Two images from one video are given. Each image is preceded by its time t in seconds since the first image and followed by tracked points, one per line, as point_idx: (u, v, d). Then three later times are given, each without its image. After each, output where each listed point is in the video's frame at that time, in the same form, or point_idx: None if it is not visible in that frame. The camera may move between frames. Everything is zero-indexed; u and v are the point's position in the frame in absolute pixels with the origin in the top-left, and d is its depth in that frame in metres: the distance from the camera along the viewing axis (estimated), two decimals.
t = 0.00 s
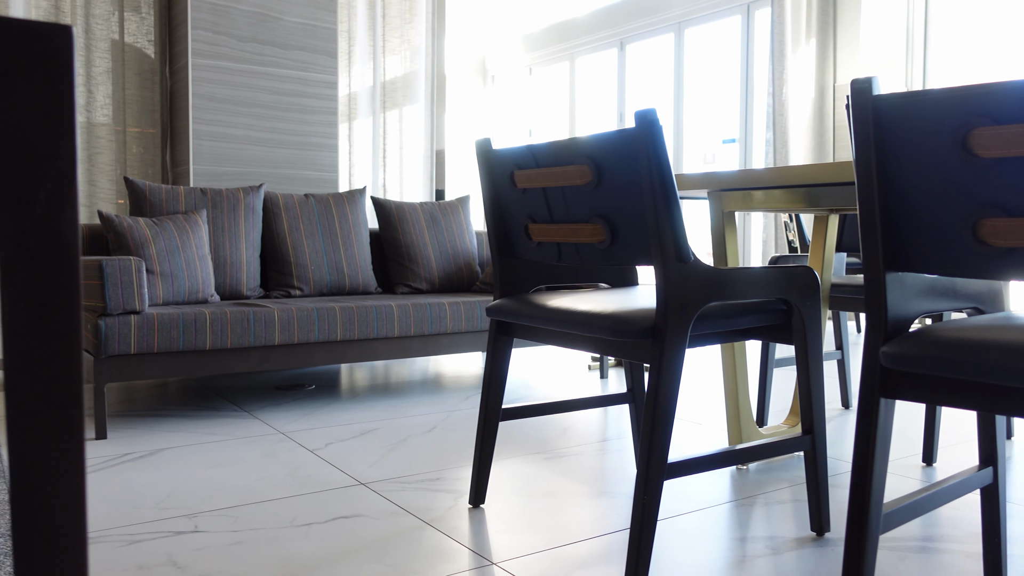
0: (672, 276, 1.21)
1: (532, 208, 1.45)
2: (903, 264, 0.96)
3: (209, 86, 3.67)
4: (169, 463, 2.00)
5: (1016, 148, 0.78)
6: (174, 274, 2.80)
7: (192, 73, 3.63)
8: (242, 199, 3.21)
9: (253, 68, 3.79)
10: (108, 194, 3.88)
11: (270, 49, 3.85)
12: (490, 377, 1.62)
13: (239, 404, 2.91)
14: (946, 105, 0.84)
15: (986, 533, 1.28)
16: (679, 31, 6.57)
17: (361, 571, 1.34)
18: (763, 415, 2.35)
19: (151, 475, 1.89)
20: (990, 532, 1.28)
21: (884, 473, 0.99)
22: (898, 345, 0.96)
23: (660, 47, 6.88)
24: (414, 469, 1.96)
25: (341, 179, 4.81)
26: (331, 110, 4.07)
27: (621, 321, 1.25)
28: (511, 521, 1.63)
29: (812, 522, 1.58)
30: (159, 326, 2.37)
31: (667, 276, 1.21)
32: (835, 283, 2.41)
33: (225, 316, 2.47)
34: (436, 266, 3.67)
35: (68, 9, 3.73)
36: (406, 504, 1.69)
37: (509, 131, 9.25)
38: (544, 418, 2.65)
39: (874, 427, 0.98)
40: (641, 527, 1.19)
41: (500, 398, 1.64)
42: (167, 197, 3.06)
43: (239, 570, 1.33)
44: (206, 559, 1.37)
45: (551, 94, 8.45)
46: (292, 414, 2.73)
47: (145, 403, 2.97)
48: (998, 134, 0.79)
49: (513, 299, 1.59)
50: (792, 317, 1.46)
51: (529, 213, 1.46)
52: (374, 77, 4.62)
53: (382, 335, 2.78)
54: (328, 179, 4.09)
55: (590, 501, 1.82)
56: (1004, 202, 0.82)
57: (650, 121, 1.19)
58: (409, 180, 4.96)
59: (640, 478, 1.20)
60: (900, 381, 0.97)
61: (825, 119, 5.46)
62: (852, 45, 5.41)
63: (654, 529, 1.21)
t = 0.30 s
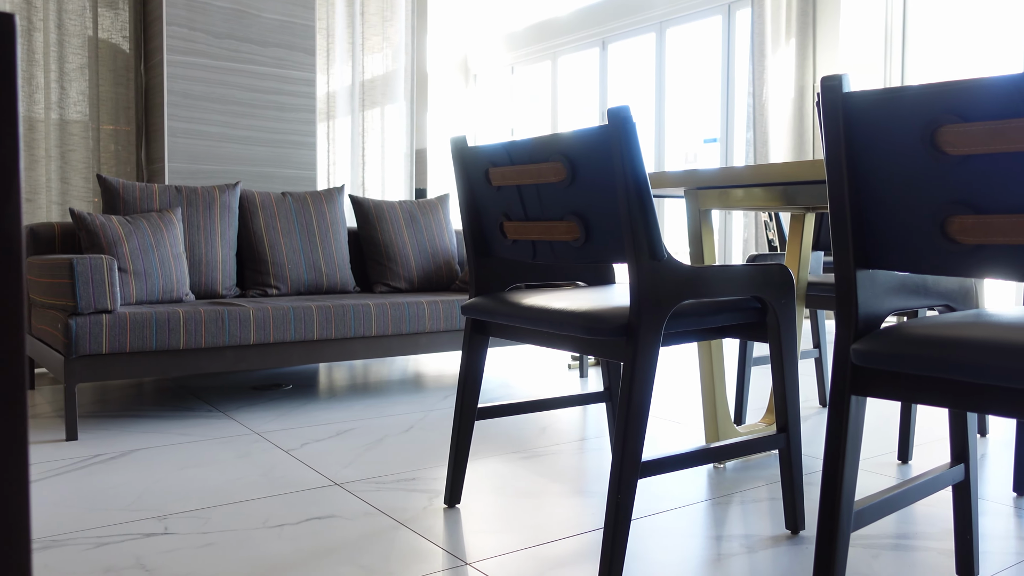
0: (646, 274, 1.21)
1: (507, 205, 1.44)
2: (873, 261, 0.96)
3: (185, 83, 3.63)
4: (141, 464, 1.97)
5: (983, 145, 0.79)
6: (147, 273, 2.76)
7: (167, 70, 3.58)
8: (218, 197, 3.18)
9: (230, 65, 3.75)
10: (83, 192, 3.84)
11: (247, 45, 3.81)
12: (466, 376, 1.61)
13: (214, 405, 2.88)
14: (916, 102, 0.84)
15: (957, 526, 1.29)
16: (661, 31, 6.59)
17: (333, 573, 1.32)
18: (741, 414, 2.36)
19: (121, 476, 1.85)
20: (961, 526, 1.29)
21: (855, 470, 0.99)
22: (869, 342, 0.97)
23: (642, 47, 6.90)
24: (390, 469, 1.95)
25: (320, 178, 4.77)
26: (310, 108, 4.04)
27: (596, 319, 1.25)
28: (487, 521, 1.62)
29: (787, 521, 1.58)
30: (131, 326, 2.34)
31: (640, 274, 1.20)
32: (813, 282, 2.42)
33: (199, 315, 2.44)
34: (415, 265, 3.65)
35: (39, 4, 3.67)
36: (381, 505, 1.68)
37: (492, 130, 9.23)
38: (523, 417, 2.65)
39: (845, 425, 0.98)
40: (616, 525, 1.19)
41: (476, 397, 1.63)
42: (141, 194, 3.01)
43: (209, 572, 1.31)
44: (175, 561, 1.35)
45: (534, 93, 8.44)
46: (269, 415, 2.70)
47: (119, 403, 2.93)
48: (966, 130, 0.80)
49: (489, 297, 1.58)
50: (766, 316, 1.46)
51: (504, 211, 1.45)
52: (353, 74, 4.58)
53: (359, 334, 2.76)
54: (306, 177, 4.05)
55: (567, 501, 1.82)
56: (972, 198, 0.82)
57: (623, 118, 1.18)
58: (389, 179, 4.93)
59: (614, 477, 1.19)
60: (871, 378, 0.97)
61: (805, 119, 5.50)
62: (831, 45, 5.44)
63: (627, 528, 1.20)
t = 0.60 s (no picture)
0: (626, 273, 1.19)
1: (487, 203, 1.42)
2: (852, 261, 0.95)
3: (166, 80, 3.58)
4: (115, 466, 1.93)
5: (963, 143, 0.78)
6: (126, 272, 2.72)
7: (147, 66, 3.54)
8: (199, 195, 3.14)
9: (212, 61, 3.71)
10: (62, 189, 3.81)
11: (229, 42, 3.77)
12: (447, 376, 1.59)
13: (193, 405, 2.84)
14: (895, 99, 0.83)
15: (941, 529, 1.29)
16: (649, 29, 6.58)
17: None
18: (724, 413, 2.35)
19: (95, 478, 1.82)
20: (945, 529, 1.28)
21: (834, 471, 0.98)
22: (848, 343, 0.96)
23: (630, 44, 6.88)
24: (370, 469, 1.93)
25: (304, 175, 4.73)
26: (293, 105, 4.00)
27: (575, 319, 1.23)
28: (465, 523, 1.60)
29: (769, 521, 1.58)
30: (108, 325, 2.30)
31: (619, 273, 1.19)
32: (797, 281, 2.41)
33: (177, 315, 2.41)
34: (399, 263, 3.62)
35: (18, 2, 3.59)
36: (360, 506, 1.66)
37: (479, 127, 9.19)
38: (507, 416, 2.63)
39: (822, 426, 0.97)
40: (595, 528, 1.18)
41: (456, 398, 1.61)
42: (120, 192, 2.97)
43: None
44: (148, 565, 1.32)
45: (522, 90, 8.40)
46: (249, 415, 2.67)
47: (97, 404, 2.89)
48: (947, 128, 0.79)
49: (469, 297, 1.56)
50: (748, 314, 1.45)
51: (484, 209, 1.43)
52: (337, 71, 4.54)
53: (341, 333, 2.73)
54: (289, 175, 4.02)
55: (551, 502, 1.81)
56: (952, 197, 0.81)
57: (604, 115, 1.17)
58: (375, 176, 4.90)
59: (594, 479, 1.18)
60: (850, 378, 0.97)
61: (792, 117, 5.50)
62: (818, 43, 5.45)
63: (606, 530, 1.19)
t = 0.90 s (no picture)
0: (609, 271, 1.17)
1: (470, 200, 1.39)
2: (839, 259, 0.93)
3: (151, 75, 3.54)
4: (94, 466, 1.90)
5: (949, 137, 0.76)
6: (109, 270, 2.68)
7: (133, 62, 3.49)
8: (184, 191, 3.10)
9: (199, 57, 3.67)
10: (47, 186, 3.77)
11: (216, 37, 3.73)
12: (430, 376, 1.56)
13: (178, 404, 2.81)
14: (881, 93, 0.81)
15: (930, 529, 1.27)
16: (643, 26, 6.56)
17: None
18: (714, 412, 2.33)
19: (73, 479, 1.79)
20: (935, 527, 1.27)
21: (820, 474, 0.96)
22: (833, 342, 0.94)
23: (623, 41, 6.87)
24: (354, 470, 1.90)
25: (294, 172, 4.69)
26: (281, 102, 3.96)
27: (558, 317, 1.21)
28: (449, 524, 1.58)
29: (757, 522, 1.56)
30: (89, 323, 2.26)
31: (603, 271, 1.17)
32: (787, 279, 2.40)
33: (160, 313, 2.38)
34: (388, 261, 3.58)
35: None
36: (341, 507, 1.63)
37: (473, 124, 9.16)
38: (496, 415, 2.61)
39: (807, 428, 0.95)
40: (578, 531, 1.16)
41: (440, 397, 1.58)
42: (103, 188, 2.93)
43: None
44: (122, 568, 1.30)
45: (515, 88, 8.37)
46: (235, 414, 2.64)
47: (80, 402, 2.85)
48: (933, 122, 0.77)
49: (453, 295, 1.53)
50: (735, 313, 1.43)
51: (467, 206, 1.41)
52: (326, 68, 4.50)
53: (328, 332, 2.70)
54: (277, 172, 3.98)
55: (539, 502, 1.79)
56: (938, 193, 0.79)
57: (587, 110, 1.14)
58: (365, 173, 4.86)
59: (577, 480, 1.15)
60: (836, 379, 0.95)
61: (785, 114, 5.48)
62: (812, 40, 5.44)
63: (589, 533, 1.17)
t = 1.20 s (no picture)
0: (599, 267, 1.14)
1: (458, 195, 1.36)
2: (835, 254, 0.90)
3: (140, 70, 3.50)
4: (76, 467, 1.86)
5: (950, 125, 0.73)
6: (95, 267, 2.63)
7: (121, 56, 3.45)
8: (173, 188, 3.06)
9: (188, 51, 3.63)
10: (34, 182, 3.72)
11: (206, 31, 3.68)
12: (418, 375, 1.53)
13: (166, 403, 2.77)
14: (880, 79, 0.78)
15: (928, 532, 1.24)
16: (641, 23, 6.52)
17: None
18: (708, 411, 2.30)
19: (53, 480, 1.75)
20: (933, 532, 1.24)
21: (814, 476, 0.93)
22: (829, 340, 0.90)
23: (621, 38, 6.83)
24: (342, 471, 1.86)
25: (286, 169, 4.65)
26: (273, 97, 3.92)
27: (546, 315, 1.17)
28: (437, 526, 1.54)
29: (750, 524, 1.53)
30: (73, 321, 2.22)
31: (592, 267, 1.14)
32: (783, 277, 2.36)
33: (146, 311, 2.34)
34: (381, 259, 3.55)
35: None
36: (327, 509, 1.59)
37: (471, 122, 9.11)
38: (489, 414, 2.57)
39: (801, 429, 0.92)
40: (566, 534, 1.12)
41: (428, 397, 1.55)
42: (91, 184, 2.89)
43: None
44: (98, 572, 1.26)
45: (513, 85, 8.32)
46: (223, 413, 2.60)
47: (67, 401, 2.81)
48: (935, 108, 0.73)
49: (441, 292, 1.50)
50: (729, 310, 1.40)
51: (455, 201, 1.37)
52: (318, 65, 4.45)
53: (318, 330, 2.66)
54: (269, 168, 3.94)
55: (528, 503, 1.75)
56: (939, 184, 0.76)
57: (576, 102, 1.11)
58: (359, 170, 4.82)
59: (565, 482, 1.12)
60: (831, 378, 0.92)
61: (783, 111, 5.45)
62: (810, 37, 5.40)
63: (578, 536, 1.14)
